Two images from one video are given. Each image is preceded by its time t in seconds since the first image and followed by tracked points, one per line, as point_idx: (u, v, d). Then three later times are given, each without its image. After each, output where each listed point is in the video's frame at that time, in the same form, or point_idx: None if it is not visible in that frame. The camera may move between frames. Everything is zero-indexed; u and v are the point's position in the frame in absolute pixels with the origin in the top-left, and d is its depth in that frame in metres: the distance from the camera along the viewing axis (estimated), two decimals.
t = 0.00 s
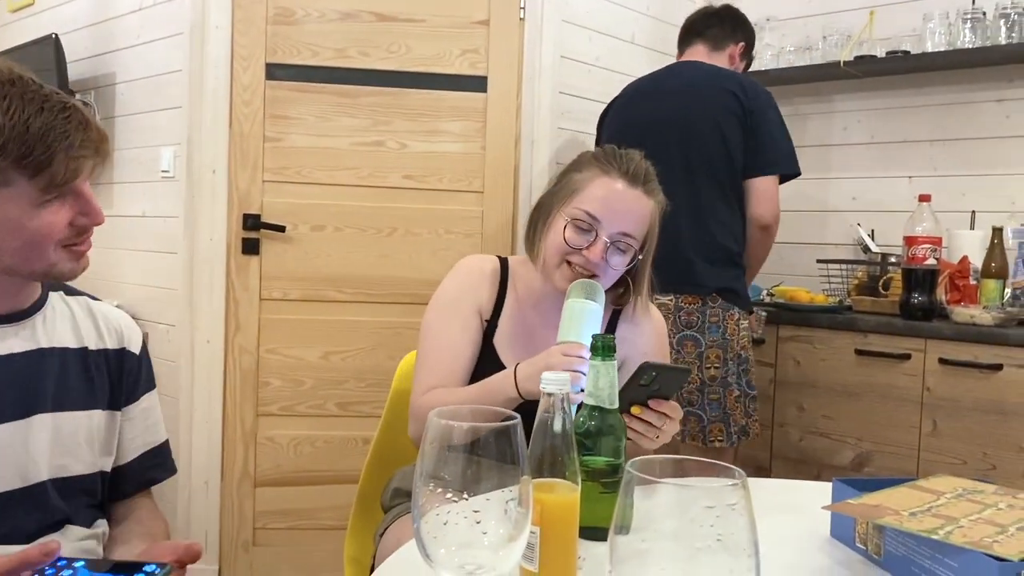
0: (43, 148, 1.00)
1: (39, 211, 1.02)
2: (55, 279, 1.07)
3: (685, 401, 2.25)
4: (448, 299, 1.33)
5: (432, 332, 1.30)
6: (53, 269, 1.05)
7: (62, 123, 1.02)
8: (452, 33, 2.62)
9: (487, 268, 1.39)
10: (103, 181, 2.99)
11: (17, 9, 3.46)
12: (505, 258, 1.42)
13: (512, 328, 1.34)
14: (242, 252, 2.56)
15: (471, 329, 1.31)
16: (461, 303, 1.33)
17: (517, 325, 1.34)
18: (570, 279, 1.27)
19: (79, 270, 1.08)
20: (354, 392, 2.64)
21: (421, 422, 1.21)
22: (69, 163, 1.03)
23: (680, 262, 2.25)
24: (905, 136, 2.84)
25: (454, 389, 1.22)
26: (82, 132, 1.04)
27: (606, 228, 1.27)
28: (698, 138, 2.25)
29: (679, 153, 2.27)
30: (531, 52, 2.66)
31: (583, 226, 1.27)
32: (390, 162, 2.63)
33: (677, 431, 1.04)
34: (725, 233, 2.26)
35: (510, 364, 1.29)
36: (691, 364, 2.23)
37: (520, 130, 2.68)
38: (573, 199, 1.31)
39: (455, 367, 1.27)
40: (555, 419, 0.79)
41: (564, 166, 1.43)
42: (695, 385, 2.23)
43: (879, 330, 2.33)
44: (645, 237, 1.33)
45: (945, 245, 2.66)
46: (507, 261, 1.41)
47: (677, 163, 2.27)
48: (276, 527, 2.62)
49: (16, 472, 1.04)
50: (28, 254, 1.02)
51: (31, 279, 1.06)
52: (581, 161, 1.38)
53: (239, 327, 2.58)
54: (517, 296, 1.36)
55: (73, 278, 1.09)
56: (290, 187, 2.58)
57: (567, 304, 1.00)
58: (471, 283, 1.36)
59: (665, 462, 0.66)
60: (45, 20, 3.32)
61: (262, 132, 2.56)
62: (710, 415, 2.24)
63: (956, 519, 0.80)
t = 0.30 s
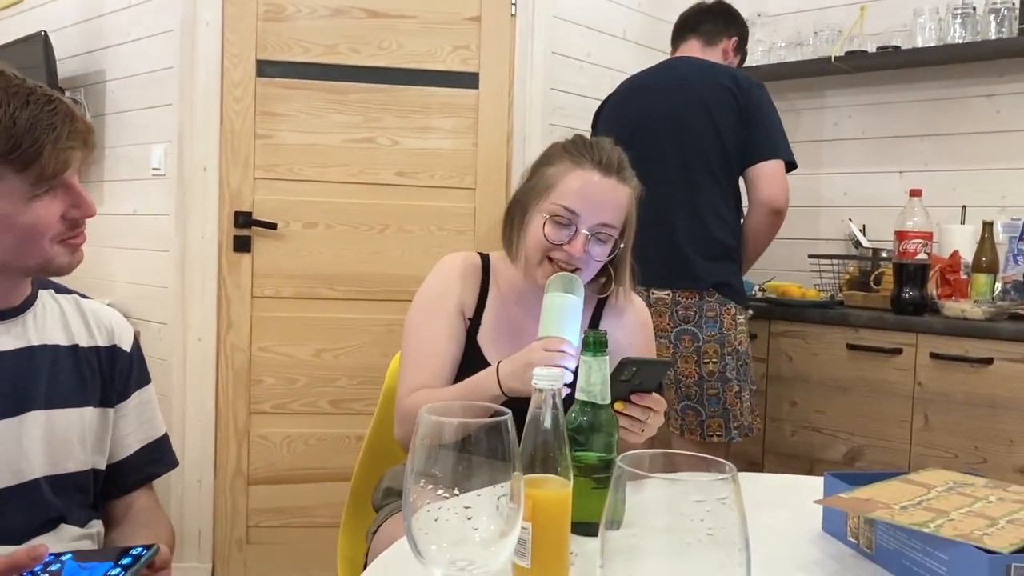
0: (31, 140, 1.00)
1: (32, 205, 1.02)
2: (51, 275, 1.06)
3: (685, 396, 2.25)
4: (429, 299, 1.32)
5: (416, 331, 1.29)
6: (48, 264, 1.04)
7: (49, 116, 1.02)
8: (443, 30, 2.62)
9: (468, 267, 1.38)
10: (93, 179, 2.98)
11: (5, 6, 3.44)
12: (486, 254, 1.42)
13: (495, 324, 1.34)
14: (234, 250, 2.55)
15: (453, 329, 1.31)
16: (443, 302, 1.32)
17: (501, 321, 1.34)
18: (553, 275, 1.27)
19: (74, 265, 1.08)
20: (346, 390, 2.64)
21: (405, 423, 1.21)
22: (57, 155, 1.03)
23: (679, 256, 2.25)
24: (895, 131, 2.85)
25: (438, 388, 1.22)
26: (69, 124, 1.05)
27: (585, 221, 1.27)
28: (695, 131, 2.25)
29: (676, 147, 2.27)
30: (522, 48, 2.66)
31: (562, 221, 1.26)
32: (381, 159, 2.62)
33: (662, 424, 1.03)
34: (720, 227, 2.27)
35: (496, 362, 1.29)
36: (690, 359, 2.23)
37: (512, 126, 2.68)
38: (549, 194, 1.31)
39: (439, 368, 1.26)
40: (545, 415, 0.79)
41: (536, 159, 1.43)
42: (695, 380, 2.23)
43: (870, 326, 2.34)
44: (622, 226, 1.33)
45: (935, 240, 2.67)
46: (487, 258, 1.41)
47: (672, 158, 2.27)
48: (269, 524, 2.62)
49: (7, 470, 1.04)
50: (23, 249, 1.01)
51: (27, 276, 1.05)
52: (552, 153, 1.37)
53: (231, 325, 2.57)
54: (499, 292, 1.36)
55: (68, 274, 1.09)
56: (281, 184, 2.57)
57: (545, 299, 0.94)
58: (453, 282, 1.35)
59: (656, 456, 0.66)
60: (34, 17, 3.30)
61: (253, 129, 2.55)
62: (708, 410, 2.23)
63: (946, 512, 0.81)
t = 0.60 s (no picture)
0: (16, 138, 1.00)
1: (19, 203, 1.01)
2: (38, 273, 1.06)
3: (673, 392, 2.27)
4: (404, 304, 1.31)
5: (390, 336, 1.29)
6: (35, 262, 1.04)
7: (33, 112, 1.02)
8: (435, 25, 2.61)
9: (442, 265, 1.38)
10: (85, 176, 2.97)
11: None
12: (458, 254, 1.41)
13: (471, 322, 1.34)
14: (226, 247, 2.55)
15: (427, 332, 1.30)
16: (417, 306, 1.32)
17: (477, 321, 1.34)
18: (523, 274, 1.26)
19: (60, 262, 1.08)
20: (339, 386, 2.63)
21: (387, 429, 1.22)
22: (42, 152, 1.03)
23: (669, 252, 2.25)
24: (887, 126, 2.86)
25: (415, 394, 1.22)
26: (53, 120, 1.04)
27: (548, 217, 1.24)
28: (685, 128, 2.25)
29: (666, 144, 2.27)
30: (514, 43, 2.67)
31: (525, 222, 1.25)
32: (373, 156, 2.62)
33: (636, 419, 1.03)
34: (710, 223, 2.27)
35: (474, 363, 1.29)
36: (678, 354, 2.24)
37: (504, 122, 2.69)
38: (509, 194, 1.29)
39: (414, 373, 1.26)
40: (533, 410, 0.80)
41: (492, 156, 1.40)
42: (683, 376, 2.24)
43: (863, 320, 2.34)
44: (586, 214, 1.31)
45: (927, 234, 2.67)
46: (457, 259, 1.39)
47: (663, 154, 2.27)
48: (264, 521, 2.62)
49: None
50: (10, 247, 1.01)
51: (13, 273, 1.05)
52: (506, 151, 1.35)
53: (224, 322, 2.57)
54: (472, 292, 1.35)
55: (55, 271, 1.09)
56: (273, 181, 2.57)
57: (516, 299, 0.90)
58: (427, 282, 1.35)
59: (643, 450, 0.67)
60: (24, 14, 3.28)
61: (245, 126, 2.54)
62: (694, 404, 2.25)
63: (934, 505, 0.81)
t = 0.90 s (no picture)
0: (6, 134, 0.99)
1: (10, 199, 1.01)
2: (28, 269, 1.06)
3: (670, 387, 2.28)
4: (382, 308, 1.31)
5: (371, 342, 1.29)
6: (25, 258, 1.04)
7: (24, 107, 1.01)
8: (431, 21, 2.60)
9: (416, 271, 1.36)
10: (79, 173, 2.96)
11: None
12: (432, 259, 1.39)
13: (450, 325, 1.32)
14: (221, 243, 2.54)
15: (406, 336, 1.30)
16: (395, 310, 1.31)
17: (457, 320, 1.33)
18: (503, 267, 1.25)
19: (52, 258, 1.08)
20: (335, 383, 2.63)
21: (370, 437, 1.20)
22: (32, 148, 1.02)
23: (666, 249, 2.25)
24: (883, 120, 2.86)
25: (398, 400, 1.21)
26: (44, 114, 1.03)
27: (517, 204, 1.23)
28: (682, 124, 2.25)
29: (663, 141, 2.27)
30: (510, 39, 2.67)
31: (495, 213, 1.23)
32: (368, 152, 2.61)
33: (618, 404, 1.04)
34: (706, 219, 2.27)
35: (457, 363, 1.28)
36: (674, 350, 2.25)
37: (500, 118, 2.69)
38: (475, 188, 1.27)
39: (394, 379, 1.26)
40: (525, 405, 0.80)
41: (448, 156, 1.39)
42: (680, 371, 2.25)
43: (859, 315, 2.35)
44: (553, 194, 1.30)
45: (922, 229, 2.68)
46: (434, 264, 1.38)
47: (659, 150, 2.27)
48: (261, 518, 2.62)
49: None
50: None
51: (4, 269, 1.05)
52: (462, 147, 1.34)
53: (219, 319, 2.56)
54: (449, 292, 1.34)
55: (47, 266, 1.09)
56: (268, 177, 2.56)
57: (488, 301, 0.94)
58: (402, 288, 1.34)
59: (638, 446, 0.67)
60: (17, 11, 3.27)
61: (239, 122, 2.53)
62: (691, 400, 2.26)
63: (929, 499, 0.81)
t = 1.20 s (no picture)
0: None
1: (6, 189, 1.01)
2: (27, 262, 1.05)
3: (671, 384, 2.28)
4: (368, 309, 1.30)
5: (360, 342, 1.28)
6: (22, 249, 1.03)
7: (15, 96, 1.01)
8: (429, 16, 2.59)
9: (399, 269, 1.36)
10: (77, 170, 2.95)
11: None
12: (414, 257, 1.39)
13: (439, 320, 1.32)
14: (220, 240, 2.54)
15: (395, 336, 1.29)
16: (381, 310, 1.30)
17: (444, 317, 1.32)
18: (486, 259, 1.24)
19: (51, 251, 1.07)
20: (334, 380, 2.63)
21: (364, 437, 1.18)
22: (26, 136, 1.02)
23: (669, 244, 2.24)
24: (883, 115, 2.85)
25: (389, 399, 1.20)
26: (36, 104, 1.04)
27: (493, 194, 1.23)
28: (684, 119, 2.24)
29: (665, 136, 2.26)
30: (508, 34, 2.66)
31: (472, 205, 1.22)
32: (367, 148, 2.60)
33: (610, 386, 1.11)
34: (707, 212, 2.26)
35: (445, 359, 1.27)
36: (674, 346, 2.24)
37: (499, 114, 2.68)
38: (451, 181, 1.26)
39: (384, 379, 1.25)
40: (519, 402, 0.79)
41: (420, 152, 1.37)
42: (680, 368, 2.25)
43: (858, 310, 2.34)
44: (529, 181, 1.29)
45: (922, 224, 2.67)
46: (416, 263, 1.37)
47: (659, 145, 2.27)
48: (260, 515, 2.62)
49: None
50: None
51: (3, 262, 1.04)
52: (434, 141, 1.33)
53: (218, 316, 2.56)
54: (435, 288, 1.33)
55: (47, 260, 1.08)
56: (266, 174, 2.56)
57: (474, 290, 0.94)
58: (388, 288, 1.33)
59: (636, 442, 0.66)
60: (14, 7, 3.26)
61: (237, 118, 2.52)
62: (692, 397, 2.26)
63: (930, 495, 0.81)
